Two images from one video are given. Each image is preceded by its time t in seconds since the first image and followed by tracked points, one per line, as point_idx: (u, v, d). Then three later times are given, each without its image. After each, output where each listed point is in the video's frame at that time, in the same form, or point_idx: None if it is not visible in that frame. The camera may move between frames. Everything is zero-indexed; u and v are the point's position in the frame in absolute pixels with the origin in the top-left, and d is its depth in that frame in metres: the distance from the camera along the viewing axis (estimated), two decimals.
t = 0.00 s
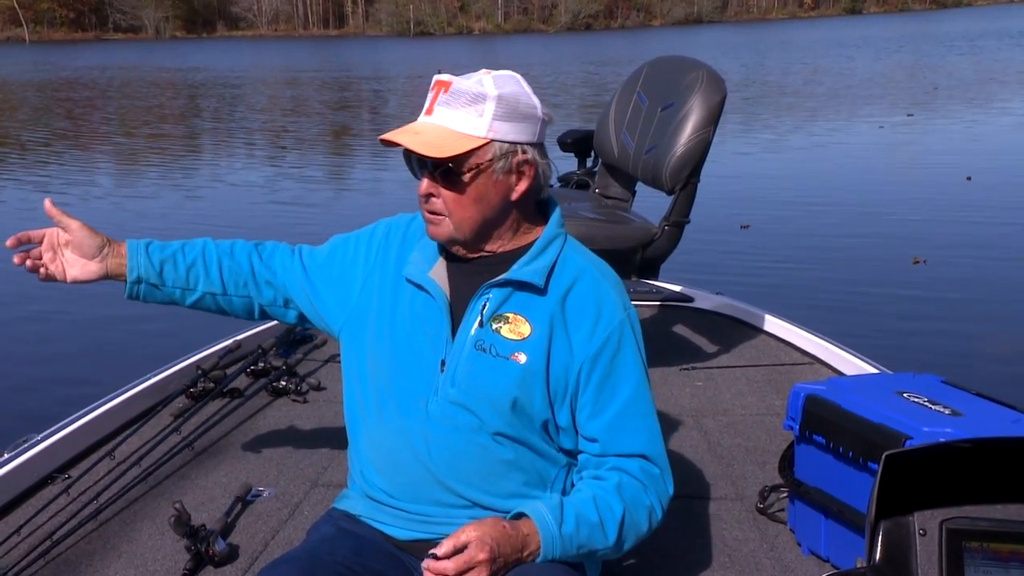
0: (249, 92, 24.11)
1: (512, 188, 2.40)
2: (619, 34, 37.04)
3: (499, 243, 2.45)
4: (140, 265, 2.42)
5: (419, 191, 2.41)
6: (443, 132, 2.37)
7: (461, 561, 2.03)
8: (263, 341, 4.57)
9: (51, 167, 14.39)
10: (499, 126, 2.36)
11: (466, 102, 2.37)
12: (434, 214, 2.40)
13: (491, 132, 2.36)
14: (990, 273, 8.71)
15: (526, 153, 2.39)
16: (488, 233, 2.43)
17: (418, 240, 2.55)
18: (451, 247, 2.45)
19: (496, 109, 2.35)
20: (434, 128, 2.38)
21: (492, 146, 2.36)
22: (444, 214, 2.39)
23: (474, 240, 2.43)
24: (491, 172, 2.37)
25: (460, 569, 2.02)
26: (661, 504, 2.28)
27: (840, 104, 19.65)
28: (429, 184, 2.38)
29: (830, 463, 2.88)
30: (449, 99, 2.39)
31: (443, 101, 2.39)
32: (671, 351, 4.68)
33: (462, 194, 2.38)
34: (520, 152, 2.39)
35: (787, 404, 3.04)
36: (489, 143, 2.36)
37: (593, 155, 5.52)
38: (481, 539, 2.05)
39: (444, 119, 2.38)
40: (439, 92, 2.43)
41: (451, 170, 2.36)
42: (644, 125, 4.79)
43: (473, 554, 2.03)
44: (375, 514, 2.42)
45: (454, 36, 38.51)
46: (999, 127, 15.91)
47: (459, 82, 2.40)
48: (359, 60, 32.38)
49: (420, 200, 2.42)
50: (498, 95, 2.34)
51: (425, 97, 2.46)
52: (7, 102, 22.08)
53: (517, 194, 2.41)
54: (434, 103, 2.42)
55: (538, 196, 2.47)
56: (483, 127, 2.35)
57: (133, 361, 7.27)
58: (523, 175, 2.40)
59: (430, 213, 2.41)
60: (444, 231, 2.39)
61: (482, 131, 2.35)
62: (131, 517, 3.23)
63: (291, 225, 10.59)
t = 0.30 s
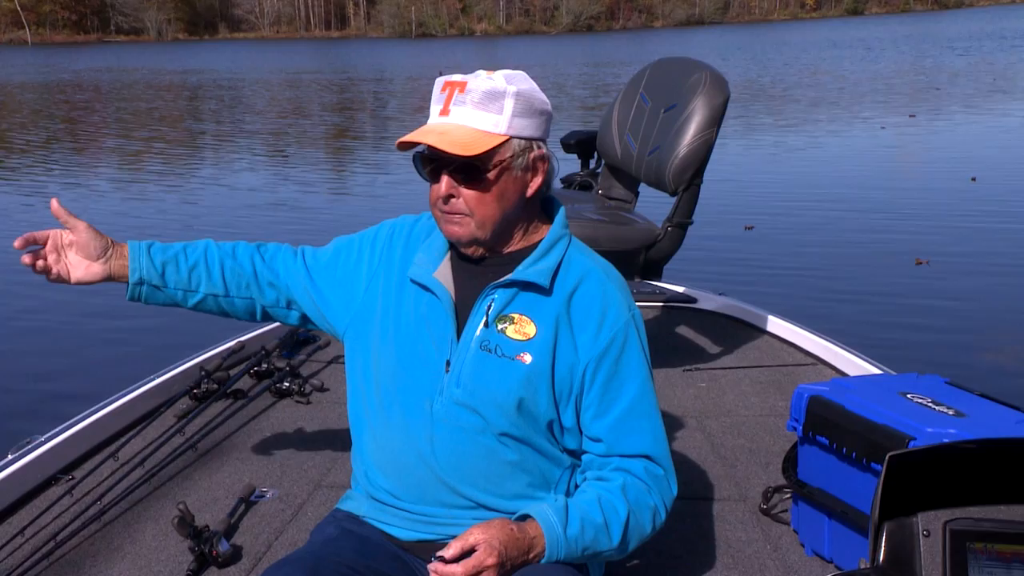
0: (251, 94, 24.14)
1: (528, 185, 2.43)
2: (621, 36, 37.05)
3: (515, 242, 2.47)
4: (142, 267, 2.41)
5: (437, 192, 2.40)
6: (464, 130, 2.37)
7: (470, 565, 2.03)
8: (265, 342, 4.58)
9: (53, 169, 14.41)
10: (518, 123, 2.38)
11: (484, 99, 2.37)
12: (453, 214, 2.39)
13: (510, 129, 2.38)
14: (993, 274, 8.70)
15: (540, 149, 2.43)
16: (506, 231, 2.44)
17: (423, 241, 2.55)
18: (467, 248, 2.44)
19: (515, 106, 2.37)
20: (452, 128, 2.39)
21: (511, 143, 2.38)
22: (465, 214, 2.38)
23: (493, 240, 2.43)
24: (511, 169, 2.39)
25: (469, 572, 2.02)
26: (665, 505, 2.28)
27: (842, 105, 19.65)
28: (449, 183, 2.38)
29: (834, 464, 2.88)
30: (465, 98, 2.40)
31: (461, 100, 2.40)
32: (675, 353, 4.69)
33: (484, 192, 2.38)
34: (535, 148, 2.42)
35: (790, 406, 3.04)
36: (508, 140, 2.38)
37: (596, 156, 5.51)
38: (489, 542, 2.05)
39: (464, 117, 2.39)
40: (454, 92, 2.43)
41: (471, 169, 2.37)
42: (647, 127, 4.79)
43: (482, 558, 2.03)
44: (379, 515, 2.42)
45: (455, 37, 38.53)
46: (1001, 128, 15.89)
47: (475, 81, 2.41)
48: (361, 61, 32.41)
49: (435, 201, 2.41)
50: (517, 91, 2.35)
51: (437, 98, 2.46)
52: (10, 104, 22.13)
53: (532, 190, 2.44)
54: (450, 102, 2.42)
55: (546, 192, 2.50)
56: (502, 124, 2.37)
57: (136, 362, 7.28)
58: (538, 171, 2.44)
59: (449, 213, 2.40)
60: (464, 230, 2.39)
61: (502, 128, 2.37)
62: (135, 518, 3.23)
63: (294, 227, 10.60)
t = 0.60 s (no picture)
0: (251, 92, 24.14)
1: (532, 181, 2.44)
2: (621, 33, 37.04)
3: (519, 239, 2.47)
4: (139, 280, 2.42)
5: (443, 190, 2.40)
6: (470, 126, 2.38)
7: (471, 563, 2.03)
8: (267, 341, 4.57)
9: (53, 167, 14.41)
10: (522, 118, 2.39)
11: (490, 96, 2.38)
12: (458, 212, 2.39)
13: (514, 124, 2.39)
14: (994, 272, 8.69)
15: (543, 144, 2.45)
16: (511, 228, 2.44)
17: (423, 240, 2.55)
18: (471, 247, 2.44)
19: (519, 102, 2.38)
20: (459, 124, 2.39)
21: (516, 139, 2.40)
22: (472, 211, 2.38)
23: (499, 237, 2.43)
24: (517, 165, 2.40)
25: (470, 569, 2.03)
26: (666, 502, 2.27)
27: (842, 103, 19.66)
28: (456, 180, 2.38)
29: (834, 461, 2.88)
30: (470, 95, 2.40)
31: (465, 97, 2.40)
32: (675, 351, 4.69)
33: (491, 189, 2.38)
34: (538, 143, 2.44)
35: (790, 403, 3.05)
36: (513, 136, 2.39)
37: (597, 153, 5.51)
38: (491, 540, 2.05)
39: (470, 114, 2.39)
40: (457, 89, 2.43)
41: (477, 166, 2.37)
42: (647, 125, 4.79)
43: (483, 555, 2.03)
44: (380, 513, 2.42)
45: (455, 36, 38.52)
46: (1001, 126, 15.90)
47: (477, 77, 2.41)
48: (360, 59, 32.39)
49: (441, 199, 2.40)
50: (521, 87, 2.37)
51: (440, 96, 2.46)
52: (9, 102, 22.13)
53: (535, 186, 2.45)
54: (455, 99, 2.42)
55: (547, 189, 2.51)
56: (507, 120, 2.38)
57: (137, 360, 7.29)
58: (541, 166, 2.45)
59: (454, 210, 2.40)
60: (470, 229, 2.38)
61: (507, 123, 2.38)
62: (136, 516, 3.24)
63: (295, 225, 10.60)
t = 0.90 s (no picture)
0: (252, 91, 24.13)
1: (533, 178, 2.44)
2: (622, 32, 36.99)
3: (521, 236, 2.47)
4: (143, 287, 2.41)
5: (444, 188, 2.40)
6: (471, 124, 2.38)
7: (474, 562, 2.03)
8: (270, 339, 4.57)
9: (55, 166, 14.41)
10: (523, 115, 2.39)
11: (491, 94, 2.38)
12: (460, 211, 2.39)
13: (515, 121, 2.38)
14: (997, 271, 8.68)
15: (544, 140, 2.44)
16: (513, 225, 2.44)
17: (424, 239, 2.55)
18: (473, 245, 2.44)
19: (519, 99, 2.37)
20: (459, 122, 2.39)
21: (517, 136, 2.39)
22: (474, 209, 2.38)
23: (501, 234, 2.43)
24: (519, 162, 2.40)
25: (472, 569, 2.03)
26: (668, 499, 2.27)
27: (844, 101, 19.62)
28: (457, 177, 2.38)
29: (837, 460, 2.88)
30: (471, 93, 2.40)
31: (465, 95, 2.39)
32: (678, 349, 4.69)
33: (493, 186, 2.38)
34: (539, 140, 2.44)
35: (793, 402, 3.04)
36: (514, 133, 2.39)
37: (599, 152, 5.51)
38: (493, 539, 2.05)
39: (471, 112, 2.39)
40: (457, 87, 2.43)
41: (480, 164, 2.37)
42: (651, 123, 4.79)
43: (486, 554, 2.03)
44: (382, 512, 2.42)
45: (456, 34, 38.49)
46: (1004, 124, 15.87)
47: (477, 75, 2.41)
48: (362, 58, 32.36)
49: (442, 198, 2.40)
50: (521, 84, 2.37)
51: (440, 93, 2.45)
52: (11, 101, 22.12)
53: (537, 182, 2.45)
54: (455, 98, 2.42)
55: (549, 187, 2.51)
56: (508, 118, 2.38)
57: (138, 359, 7.28)
58: (542, 163, 2.45)
59: (456, 209, 2.40)
60: (471, 228, 2.39)
61: (507, 121, 2.38)
62: (139, 514, 3.24)
63: (296, 224, 10.60)
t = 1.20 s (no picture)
0: (250, 91, 24.13)
1: (524, 180, 2.42)
2: (619, 31, 36.98)
3: (511, 236, 2.46)
4: (145, 285, 2.41)
5: (432, 185, 2.41)
6: (456, 125, 2.38)
7: (474, 562, 2.03)
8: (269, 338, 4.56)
9: (52, 166, 14.40)
10: (512, 118, 2.38)
11: (479, 95, 2.37)
12: (447, 211, 2.39)
13: (503, 124, 2.37)
14: (996, 270, 8.68)
15: (536, 144, 2.42)
16: (501, 226, 2.44)
17: (423, 238, 2.55)
18: (463, 243, 2.44)
19: (507, 101, 2.36)
20: (446, 122, 2.39)
21: (505, 138, 2.38)
22: (459, 209, 2.39)
23: (489, 234, 2.43)
24: (504, 164, 2.38)
25: (473, 569, 2.03)
26: (667, 497, 2.27)
27: (842, 100, 19.62)
28: (442, 178, 2.38)
29: (836, 458, 2.88)
30: (460, 94, 2.40)
31: (454, 96, 2.40)
32: (677, 348, 4.69)
33: (477, 187, 2.38)
34: (531, 143, 2.41)
35: (792, 401, 3.05)
36: (502, 135, 2.37)
37: (598, 151, 5.51)
38: (494, 538, 2.05)
39: (457, 113, 2.39)
40: (449, 87, 2.44)
41: (466, 165, 2.37)
42: (649, 122, 4.79)
43: (486, 554, 2.03)
44: (382, 511, 2.42)
45: (453, 34, 38.46)
46: (1002, 123, 15.88)
47: (468, 77, 2.41)
48: (359, 57, 32.35)
49: (430, 196, 2.41)
50: (510, 87, 2.36)
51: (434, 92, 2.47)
52: (8, 101, 22.10)
53: (527, 185, 2.43)
54: (445, 98, 2.43)
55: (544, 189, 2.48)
56: (496, 119, 2.37)
57: (136, 359, 7.28)
58: (534, 166, 2.43)
59: (444, 208, 2.40)
60: (457, 227, 2.39)
61: (494, 123, 2.37)
62: (137, 514, 3.24)
63: (295, 224, 10.59)
